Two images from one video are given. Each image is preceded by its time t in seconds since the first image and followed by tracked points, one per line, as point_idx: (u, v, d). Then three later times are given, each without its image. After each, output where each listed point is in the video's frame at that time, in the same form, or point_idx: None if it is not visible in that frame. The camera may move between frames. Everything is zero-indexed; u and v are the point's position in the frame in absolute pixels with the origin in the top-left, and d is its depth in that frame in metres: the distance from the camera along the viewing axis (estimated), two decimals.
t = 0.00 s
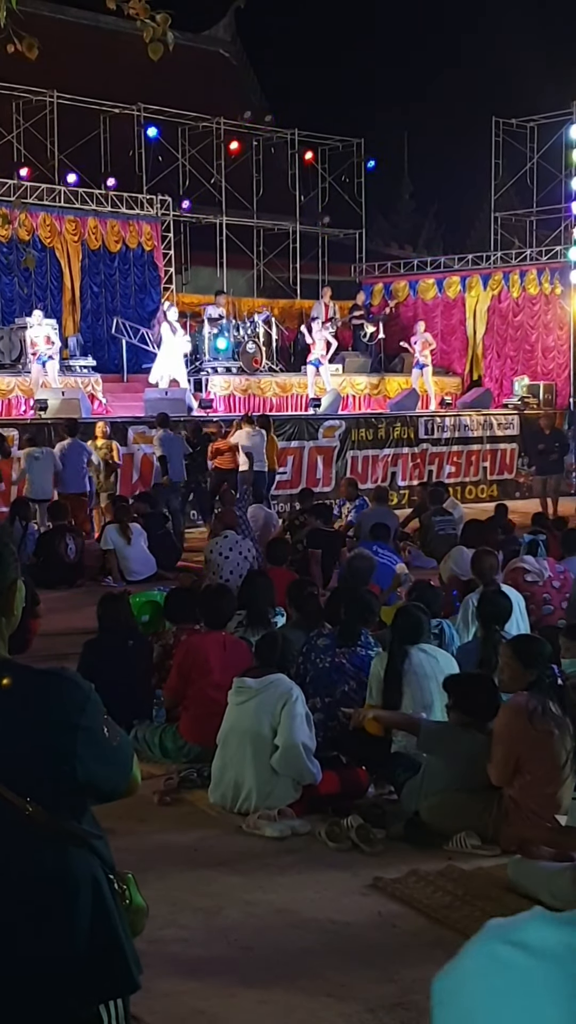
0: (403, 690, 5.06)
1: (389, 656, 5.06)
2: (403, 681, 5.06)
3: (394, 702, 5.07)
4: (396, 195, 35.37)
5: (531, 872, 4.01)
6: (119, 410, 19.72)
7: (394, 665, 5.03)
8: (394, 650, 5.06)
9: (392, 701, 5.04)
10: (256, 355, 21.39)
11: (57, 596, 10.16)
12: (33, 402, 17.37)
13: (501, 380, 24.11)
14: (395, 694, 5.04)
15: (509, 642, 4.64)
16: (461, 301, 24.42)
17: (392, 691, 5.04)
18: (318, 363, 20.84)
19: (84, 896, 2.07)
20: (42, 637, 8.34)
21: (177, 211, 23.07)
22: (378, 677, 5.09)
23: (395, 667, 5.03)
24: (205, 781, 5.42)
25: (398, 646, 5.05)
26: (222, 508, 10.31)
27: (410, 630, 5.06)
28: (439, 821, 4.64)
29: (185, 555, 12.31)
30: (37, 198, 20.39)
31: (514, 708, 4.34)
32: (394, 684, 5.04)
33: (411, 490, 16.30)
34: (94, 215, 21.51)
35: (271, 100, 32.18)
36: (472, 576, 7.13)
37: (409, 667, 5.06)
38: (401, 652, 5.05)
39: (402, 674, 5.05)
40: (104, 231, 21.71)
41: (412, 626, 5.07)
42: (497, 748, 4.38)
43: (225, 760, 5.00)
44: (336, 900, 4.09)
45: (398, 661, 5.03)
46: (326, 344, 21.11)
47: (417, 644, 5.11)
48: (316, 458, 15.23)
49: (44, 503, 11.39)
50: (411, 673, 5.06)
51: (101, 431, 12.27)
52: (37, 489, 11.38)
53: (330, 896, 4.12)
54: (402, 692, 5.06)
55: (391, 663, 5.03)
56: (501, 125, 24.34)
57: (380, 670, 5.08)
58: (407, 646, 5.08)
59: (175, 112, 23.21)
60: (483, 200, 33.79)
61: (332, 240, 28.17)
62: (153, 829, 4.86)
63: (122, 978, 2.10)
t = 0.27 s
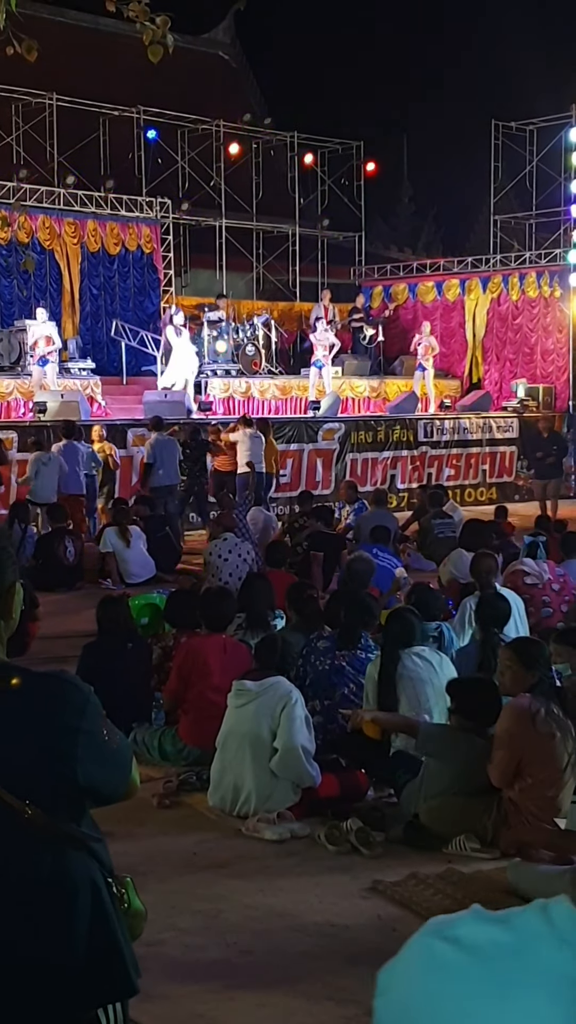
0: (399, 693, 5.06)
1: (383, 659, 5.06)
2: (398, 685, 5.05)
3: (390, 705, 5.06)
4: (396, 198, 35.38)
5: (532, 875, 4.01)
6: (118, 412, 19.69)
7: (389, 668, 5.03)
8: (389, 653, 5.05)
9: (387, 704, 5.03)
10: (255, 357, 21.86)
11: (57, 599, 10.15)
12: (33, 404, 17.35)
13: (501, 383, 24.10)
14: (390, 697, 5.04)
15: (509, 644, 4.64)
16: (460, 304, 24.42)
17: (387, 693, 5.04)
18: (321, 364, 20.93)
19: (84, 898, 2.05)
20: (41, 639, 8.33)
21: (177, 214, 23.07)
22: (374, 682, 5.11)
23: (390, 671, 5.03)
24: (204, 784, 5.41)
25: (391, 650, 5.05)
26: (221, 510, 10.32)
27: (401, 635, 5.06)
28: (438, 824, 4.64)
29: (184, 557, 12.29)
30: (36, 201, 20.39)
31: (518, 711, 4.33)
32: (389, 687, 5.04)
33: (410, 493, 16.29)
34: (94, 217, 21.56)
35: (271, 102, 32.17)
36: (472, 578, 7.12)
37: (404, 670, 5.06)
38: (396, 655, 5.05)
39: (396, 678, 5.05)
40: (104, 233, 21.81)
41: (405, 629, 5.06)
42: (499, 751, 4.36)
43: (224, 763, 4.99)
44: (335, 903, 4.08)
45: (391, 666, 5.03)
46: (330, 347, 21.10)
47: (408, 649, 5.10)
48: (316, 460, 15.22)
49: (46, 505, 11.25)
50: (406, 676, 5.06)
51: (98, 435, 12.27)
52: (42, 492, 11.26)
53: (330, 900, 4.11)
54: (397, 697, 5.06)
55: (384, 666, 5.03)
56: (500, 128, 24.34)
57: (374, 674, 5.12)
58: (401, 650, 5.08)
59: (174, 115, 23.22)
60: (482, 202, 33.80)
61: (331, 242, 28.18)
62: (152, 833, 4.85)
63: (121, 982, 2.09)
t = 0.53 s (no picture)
0: (394, 697, 5.06)
1: (382, 664, 5.07)
2: (392, 690, 5.06)
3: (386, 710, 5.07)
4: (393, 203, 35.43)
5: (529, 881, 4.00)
6: (116, 417, 19.68)
7: (386, 673, 5.04)
8: (389, 657, 5.05)
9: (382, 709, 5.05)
10: (253, 362, 21.89)
11: (54, 604, 10.14)
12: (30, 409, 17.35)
13: (498, 388, 24.10)
14: (384, 700, 5.05)
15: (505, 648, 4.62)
16: (457, 309, 24.45)
17: (382, 698, 5.05)
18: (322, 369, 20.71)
19: (80, 905, 2.05)
20: (37, 644, 8.32)
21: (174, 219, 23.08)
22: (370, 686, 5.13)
23: (388, 674, 5.04)
24: (201, 790, 5.40)
25: (391, 655, 5.05)
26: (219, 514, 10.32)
27: (404, 636, 5.06)
28: (435, 829, 4.64)
29: (180, 561, 12.25)
30: (33, 205, 20.37)
31: (516, 714, 4.32)
32: (383, 690, 5.06)
33: (407, 497, 16.30)
34: (91, 222, 21.50)
35: (268, 108, 32.22)
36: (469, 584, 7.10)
37: (403, 674, 5.04)
38: (395, 658, 5.05)
39: (392, 683, 5.05)
40: (101, 238, 21.72)
41: (405, 632, 5.05)
42: (498, 755, 4.36)
43: (221, 769, 4.99)
44: (332, 909, 4.07)
45: (387, 670, 5.03)
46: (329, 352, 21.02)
47: (411, 652, 5.10)
48: (312, 465, 15.24)
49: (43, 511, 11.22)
50: (404, 681, 5.04)
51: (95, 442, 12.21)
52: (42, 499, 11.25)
53: (326, 906, 4.10)
54: (389, 702, 5.06)
55: (383, 671, 5.04)
56: (497, 133, 24.38)
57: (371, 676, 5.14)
58: (401, 654, 5.08)
59: (171, 120, 23.25)
60: (479, 207, 33.84)
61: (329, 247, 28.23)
62: (148, 839, 4.84)
63: (117, 987, 2.08)
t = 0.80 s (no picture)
0: (401, 694, 4.99)
1: (397, 661, 5.03)
2: (402, 688, 4.99)
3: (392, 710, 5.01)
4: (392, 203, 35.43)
5: (527, 882, 4.00)
6: (115, 417, 19.67)
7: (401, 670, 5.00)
8: (405, 656, 5.03)
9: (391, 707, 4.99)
10: (252, 363, 21.87)
11: (53, 604, 10.13)
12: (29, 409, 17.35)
13: (497, 388, 24.07)
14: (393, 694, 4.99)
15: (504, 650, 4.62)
16: (457, 309, 24.45)
17: (391, 696, 4.99)
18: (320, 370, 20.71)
19: (79, 908, 2.04)
20: (36, 645, 8.31)
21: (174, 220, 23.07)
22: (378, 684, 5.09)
23: (400, 672, 4.99)
24: (200, 791, 5.40)
25: (406, 653, 5.03)
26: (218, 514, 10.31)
27: (418, 633, 5.07)
28: (434, 830, 4.63)
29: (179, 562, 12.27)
30: (33, 205, 20.36)
31: (513, 715, 4.30)
32: (392, 689, 5.00)
33: (407, 498, 16.29)
34: (91, 222, 21.52)
35: (267, 108, 32.21)
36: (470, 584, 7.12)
37: (414, 674, 4.99)
38: (410, 655, 5.03)
39: (403, 681, 5.00)
40: (100, 238, 21.73)
41: (420, 629, 5.06)
42: (493, 756, 4.35)
43: (220, 769, 4.99)
44: (332, 910, 4.06)
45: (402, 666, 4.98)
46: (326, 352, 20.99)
47: (424, 651, 5.08)
48: (312, 465, 15.24)
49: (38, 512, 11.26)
50: (414, 681, 4.98)
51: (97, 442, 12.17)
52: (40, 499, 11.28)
53: (326, 906, 4.10)
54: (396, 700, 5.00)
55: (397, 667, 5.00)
56: (496, 133, 24.36)
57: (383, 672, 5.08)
58: (415, 653, 5.05)
59: (170, 120, 23.25)
60: (479, 208, 33.84)
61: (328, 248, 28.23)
62: (147, 839, 4.83)
63: (116, 989, 2.08)
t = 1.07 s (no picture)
0: (408, 695, 4.97)
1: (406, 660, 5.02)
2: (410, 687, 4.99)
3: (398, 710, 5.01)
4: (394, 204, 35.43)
5: (530, 882, 3.99)
6: (117, 418, 19.68)
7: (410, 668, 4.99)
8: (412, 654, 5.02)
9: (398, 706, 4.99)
10: (254, 364, 21.75)
11: (55, 605, 10.12)
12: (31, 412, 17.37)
13: (500, 388, 24.04)
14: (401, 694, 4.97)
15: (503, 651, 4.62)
16: (459, 309, 24.44)
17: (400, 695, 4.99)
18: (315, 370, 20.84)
19: (83, 908, 2.03)
20: (39, 647, 8.31)
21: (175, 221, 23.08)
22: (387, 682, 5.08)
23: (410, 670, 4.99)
24: (204, 791, 5.40)
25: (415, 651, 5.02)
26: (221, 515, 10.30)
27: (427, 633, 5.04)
28: (437, 830, 4.62)
29: (182, 563, 12.29)
30: (34, 207, 20.37)
31: (513, 716, 4.32)
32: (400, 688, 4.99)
33: (410, 498, 16.29)
34: (92, 223, 21.43)
35: (268, 108, 32.21)
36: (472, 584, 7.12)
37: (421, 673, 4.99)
38: (417, 654, 5.01)
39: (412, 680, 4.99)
40: (102, 239, 21.65)
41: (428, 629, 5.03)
42: (495, 758, 4.35)
43: (223, 770, 4.98)
44: (336, 910, 4.06)
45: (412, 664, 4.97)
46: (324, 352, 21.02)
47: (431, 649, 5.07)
48: (314, 466, 15.24)
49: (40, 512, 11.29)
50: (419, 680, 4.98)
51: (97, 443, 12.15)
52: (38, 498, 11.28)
53: (331, 907, 4.09)
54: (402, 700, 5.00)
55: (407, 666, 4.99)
56: (498, 133, 24.35)
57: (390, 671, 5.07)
58: (423, 651, 5.04)
59: (171, 121, 23.24)
60: (480, 208, 33.81)
61: (330, 249, 28.24)
62: (151, 840, 4.83)
63: (119, 989, 2.07)
